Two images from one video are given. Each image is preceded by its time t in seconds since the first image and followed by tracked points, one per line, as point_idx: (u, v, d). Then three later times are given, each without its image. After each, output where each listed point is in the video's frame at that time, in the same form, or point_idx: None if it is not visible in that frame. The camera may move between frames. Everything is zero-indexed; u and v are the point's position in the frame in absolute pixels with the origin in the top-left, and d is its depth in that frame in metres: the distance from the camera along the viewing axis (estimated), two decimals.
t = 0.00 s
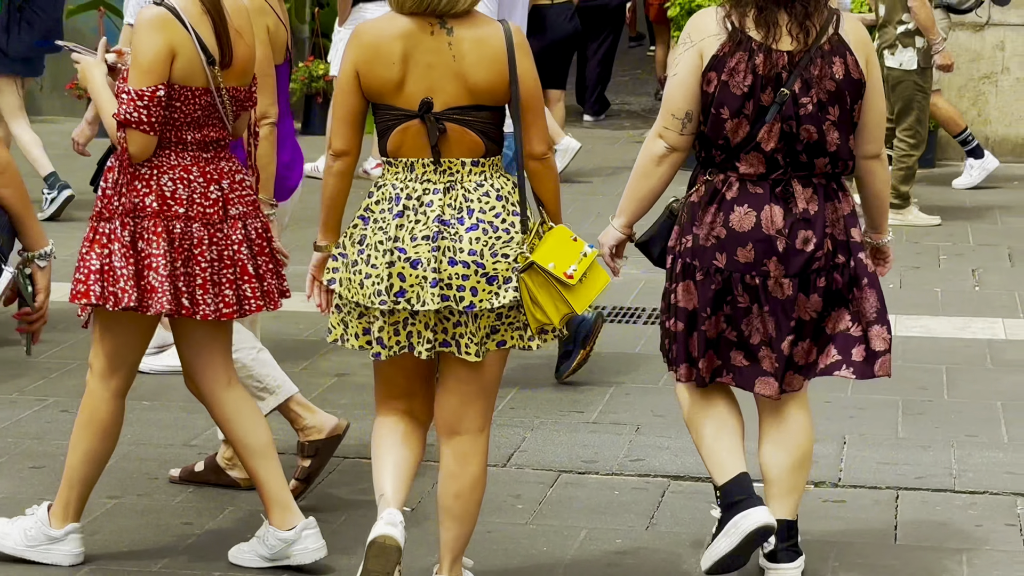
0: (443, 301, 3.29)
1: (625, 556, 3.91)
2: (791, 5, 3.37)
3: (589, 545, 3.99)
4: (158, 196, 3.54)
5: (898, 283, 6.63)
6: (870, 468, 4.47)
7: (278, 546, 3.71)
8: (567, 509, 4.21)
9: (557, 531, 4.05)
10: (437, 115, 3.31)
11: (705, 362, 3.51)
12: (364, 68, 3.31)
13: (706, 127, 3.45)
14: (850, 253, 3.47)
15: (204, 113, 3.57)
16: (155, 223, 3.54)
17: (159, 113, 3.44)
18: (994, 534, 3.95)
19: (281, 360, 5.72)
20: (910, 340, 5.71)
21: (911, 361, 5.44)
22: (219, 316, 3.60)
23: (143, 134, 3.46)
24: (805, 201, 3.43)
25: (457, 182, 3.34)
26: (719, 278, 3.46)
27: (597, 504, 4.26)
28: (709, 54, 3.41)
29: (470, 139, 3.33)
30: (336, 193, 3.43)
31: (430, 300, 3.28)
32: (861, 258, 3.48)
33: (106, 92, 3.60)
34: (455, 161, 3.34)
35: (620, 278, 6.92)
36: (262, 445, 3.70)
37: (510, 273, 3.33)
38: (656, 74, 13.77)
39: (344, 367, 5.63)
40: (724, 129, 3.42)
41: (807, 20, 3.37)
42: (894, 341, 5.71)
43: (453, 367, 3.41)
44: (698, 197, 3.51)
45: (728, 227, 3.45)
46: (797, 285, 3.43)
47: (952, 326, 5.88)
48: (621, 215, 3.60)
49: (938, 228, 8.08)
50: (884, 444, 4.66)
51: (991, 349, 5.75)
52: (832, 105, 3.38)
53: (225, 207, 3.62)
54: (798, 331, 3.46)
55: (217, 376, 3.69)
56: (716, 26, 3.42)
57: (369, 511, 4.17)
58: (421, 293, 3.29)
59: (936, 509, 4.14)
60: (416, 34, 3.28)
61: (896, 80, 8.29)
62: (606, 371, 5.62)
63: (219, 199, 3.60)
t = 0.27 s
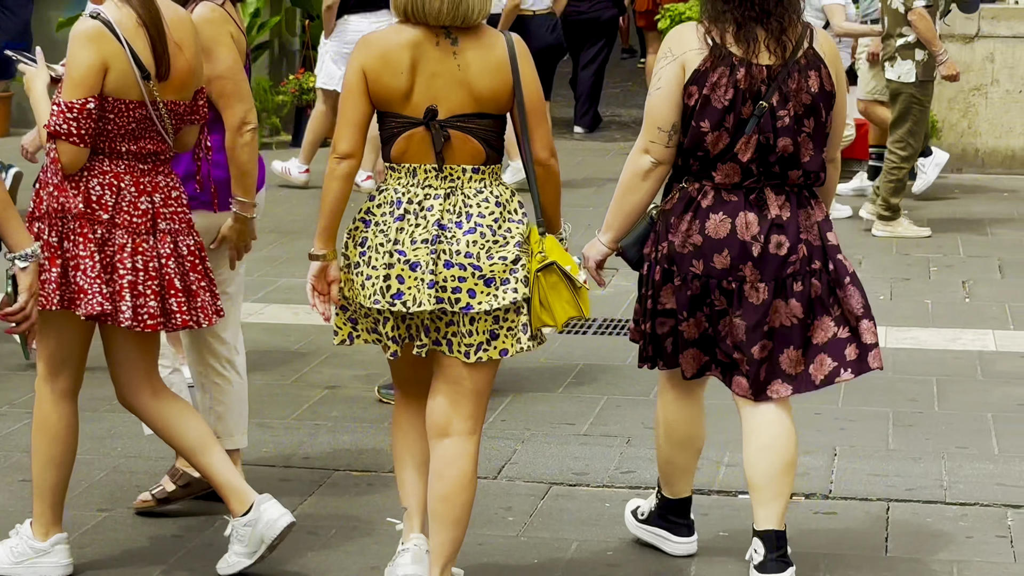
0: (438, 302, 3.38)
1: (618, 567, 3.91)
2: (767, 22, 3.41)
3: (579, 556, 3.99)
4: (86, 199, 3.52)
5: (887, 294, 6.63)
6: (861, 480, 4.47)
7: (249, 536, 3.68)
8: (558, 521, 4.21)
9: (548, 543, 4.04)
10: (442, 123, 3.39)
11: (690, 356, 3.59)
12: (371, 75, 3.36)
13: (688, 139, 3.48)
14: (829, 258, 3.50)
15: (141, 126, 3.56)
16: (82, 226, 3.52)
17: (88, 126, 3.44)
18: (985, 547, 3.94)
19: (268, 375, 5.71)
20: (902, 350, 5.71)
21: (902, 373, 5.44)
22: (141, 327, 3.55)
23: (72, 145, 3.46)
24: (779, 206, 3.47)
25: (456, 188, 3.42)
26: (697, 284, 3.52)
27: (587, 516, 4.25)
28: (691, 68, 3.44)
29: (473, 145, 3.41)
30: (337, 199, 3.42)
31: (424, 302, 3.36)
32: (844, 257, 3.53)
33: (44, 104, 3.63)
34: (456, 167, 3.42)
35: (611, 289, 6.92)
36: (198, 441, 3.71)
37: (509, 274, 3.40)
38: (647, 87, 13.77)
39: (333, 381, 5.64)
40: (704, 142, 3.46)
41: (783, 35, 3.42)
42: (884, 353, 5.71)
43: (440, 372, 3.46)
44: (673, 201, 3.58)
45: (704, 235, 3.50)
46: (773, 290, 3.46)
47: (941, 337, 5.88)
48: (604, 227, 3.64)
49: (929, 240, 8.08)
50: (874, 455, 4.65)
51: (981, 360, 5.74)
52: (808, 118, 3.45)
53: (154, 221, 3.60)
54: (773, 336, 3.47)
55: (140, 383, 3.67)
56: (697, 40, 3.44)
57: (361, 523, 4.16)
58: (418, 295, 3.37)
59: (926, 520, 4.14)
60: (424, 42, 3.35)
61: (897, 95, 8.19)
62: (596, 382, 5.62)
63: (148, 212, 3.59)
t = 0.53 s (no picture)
0: (437, 315, 3.46)
1: None
2: (730, 48, 3.46)
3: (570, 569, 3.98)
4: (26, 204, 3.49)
5: (876, 307, 6.64)
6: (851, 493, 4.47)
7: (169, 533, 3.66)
8: (549, 534, 4.21)
9: (539, 556, 4.04)
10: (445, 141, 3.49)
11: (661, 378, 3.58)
12: (375, 97, 3.46)
13: (654, 161, 3.53)
14: (795, 274, 3.53)
15: (83, 131, 3.52)
16: (19, 230, 3.48)
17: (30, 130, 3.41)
18: (975, 559, 3.95)
19: (259, 389, 5.71)
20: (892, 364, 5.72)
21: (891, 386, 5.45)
22: (68, 331, 3.50)
23: (9, 149, 3.42)
24: (744, 224, 3.51)
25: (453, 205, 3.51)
26: (669, 302, 3.53)
27: (578, 529, 4.25)
28: (660, 94, 3.49)
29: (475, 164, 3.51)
30: (349, 215, 3.48)
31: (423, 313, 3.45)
32: (811, 271, 3.57)
33: None
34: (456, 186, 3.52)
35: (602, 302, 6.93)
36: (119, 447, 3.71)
37: (508, 286, 3.49)
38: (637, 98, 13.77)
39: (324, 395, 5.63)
40: (672, 165, 3.50)
41: (746, 61, 3.47)
42: (874, 367, 5.72)
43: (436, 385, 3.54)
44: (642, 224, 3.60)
45: (674, 252, 3.52)
46: (743, 303, 3.48)
47: (931, 351, 5.89)
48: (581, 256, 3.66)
49: (919, 253, 8.09)
50: (865, 468, 4.66)
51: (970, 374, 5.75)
52: (771, 140, 3.50)
53: (97, 227, 3.56)
54: (748, 351, 3.48)
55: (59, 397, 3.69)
56: (664, 67, 3.50)
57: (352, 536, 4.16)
58: (416, 307, 3.46)
59: (917, 533, 4.14)
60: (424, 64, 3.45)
61: (896, 108, 8.18)
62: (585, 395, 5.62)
63: (91, 218, 3.55)
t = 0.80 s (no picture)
0: (437, 320, 3.51)
1: None
2: (683, 57, 3.62)
3: None
4: None
5: (866, 320, 6.64)
6: (842, 504, 4.47)
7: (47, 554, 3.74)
8: (540, 546, 4.21)
9: (531, 568, 4.03)
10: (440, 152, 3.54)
11: (618, 375, 3.78)
12: (372, 109, 3.52)
13: (616, 170, 3.70)
14: (747, 283, 3.74)
15: (35, 138, 3.54)
16: None
17: None
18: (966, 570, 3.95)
19: (247, 402, 5.71)
20: (881, 377, 5.72)
21: (881, 399, 5.45)
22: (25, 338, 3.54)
23: None
24: (703, 231, 3.71)
25: (453, 213, 3.57)
26: (627, 301, 3.73)
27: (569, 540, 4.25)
28: (622, 103, 3.65)
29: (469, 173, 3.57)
30: (348, 229, 3.56)
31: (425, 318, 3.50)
32: (761, 282, 3.77)
33: None
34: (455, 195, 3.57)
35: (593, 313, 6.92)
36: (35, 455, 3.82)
37: (505, 294, 3.55)
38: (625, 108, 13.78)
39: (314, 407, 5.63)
40: (634, 173, 3.67)
41: (701, 72, 3.64)
42: (864, 380, 5.72)
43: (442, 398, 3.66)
44: (604, 225, 3.77)
45: (636, 252, 3.71)
46: (698, 309, 3.69)
47: (920, 364, 5.89)
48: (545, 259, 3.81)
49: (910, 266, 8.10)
50: (856, 480, 4.66)
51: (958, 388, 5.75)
52: (731, 145, 3.67)
53: (55, 232, 3.59)
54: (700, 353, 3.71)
55: None
56: (624, 77, 3.65)
57: (344, 547, 4.16)
58: (417, 310, 3.51)
59: (908, 544, 4.15)
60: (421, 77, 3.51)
61: (900, 122, 8.15)
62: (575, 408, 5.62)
63: (48, 224, 3.57)
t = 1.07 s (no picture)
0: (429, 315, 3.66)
1: None
2: (651, 57, 3.81)
3: None
4: None
5: (861, 330, 6.64)
6: (836, 517, 4.48)
7: None
8: (532, 558, 4.21)
9: None
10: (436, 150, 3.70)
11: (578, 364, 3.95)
12: (369, 111, 3.67)
13: (586, 166, 3.86)
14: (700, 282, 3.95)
15: None
16: None
17: None
18: None
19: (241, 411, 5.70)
20: (875, 387, 5.72)
21: (874, 409, 5.45)
22: None
23: None
24: (668, 229, 3.91)
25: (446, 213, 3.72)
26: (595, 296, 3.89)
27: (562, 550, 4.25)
28: (588, 103, 3.82)
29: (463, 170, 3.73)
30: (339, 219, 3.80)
31: (420, 314, 3.65)
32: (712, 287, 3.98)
33: None
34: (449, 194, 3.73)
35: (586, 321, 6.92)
36: None
37: (493, 296, 3.69)
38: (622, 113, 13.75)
39: (307, 419, 5.63)
40: (603, 170, 3.84)
41: (666, 72, 3.83)
42: (858, 391, 5.72)
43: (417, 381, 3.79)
44: (574, 224, 3.94)
45: (605, 251, 3.88)
46: (658, 303, 3.91)
47: (914, 375, 5.89)
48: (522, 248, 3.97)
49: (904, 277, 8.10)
50: (848, 492, 4.66)
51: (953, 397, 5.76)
52: (697, 143, 3.85)
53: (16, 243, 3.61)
54: (652, 345, 3.93)
55: None
56: (590, 78, 3.83)
57: (336, 559, 4.16)
58: (413, 307, 3.65)
59: (900, 556, 4.15)
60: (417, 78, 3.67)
61: (908, 135, 8.06)
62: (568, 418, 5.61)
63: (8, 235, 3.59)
